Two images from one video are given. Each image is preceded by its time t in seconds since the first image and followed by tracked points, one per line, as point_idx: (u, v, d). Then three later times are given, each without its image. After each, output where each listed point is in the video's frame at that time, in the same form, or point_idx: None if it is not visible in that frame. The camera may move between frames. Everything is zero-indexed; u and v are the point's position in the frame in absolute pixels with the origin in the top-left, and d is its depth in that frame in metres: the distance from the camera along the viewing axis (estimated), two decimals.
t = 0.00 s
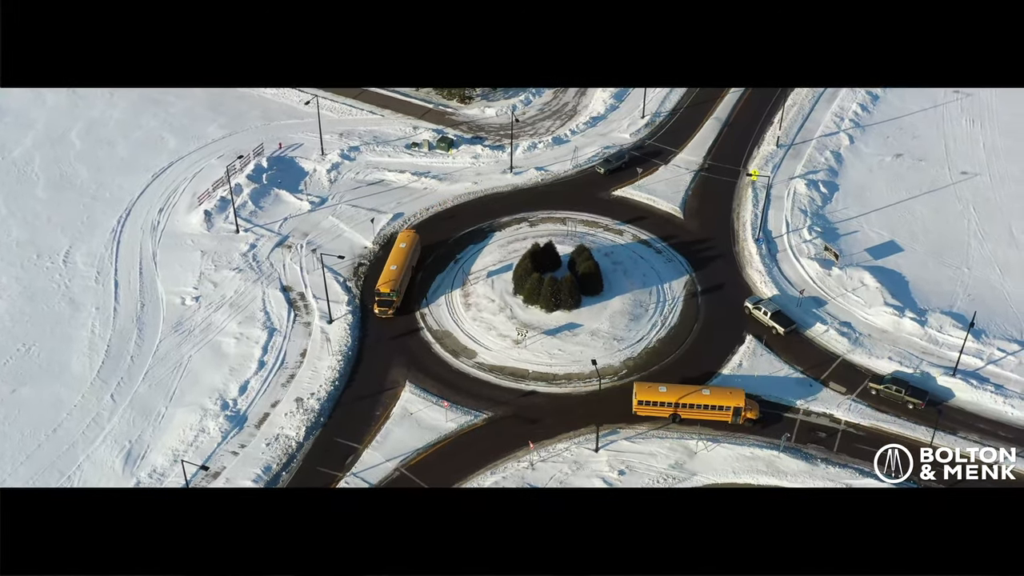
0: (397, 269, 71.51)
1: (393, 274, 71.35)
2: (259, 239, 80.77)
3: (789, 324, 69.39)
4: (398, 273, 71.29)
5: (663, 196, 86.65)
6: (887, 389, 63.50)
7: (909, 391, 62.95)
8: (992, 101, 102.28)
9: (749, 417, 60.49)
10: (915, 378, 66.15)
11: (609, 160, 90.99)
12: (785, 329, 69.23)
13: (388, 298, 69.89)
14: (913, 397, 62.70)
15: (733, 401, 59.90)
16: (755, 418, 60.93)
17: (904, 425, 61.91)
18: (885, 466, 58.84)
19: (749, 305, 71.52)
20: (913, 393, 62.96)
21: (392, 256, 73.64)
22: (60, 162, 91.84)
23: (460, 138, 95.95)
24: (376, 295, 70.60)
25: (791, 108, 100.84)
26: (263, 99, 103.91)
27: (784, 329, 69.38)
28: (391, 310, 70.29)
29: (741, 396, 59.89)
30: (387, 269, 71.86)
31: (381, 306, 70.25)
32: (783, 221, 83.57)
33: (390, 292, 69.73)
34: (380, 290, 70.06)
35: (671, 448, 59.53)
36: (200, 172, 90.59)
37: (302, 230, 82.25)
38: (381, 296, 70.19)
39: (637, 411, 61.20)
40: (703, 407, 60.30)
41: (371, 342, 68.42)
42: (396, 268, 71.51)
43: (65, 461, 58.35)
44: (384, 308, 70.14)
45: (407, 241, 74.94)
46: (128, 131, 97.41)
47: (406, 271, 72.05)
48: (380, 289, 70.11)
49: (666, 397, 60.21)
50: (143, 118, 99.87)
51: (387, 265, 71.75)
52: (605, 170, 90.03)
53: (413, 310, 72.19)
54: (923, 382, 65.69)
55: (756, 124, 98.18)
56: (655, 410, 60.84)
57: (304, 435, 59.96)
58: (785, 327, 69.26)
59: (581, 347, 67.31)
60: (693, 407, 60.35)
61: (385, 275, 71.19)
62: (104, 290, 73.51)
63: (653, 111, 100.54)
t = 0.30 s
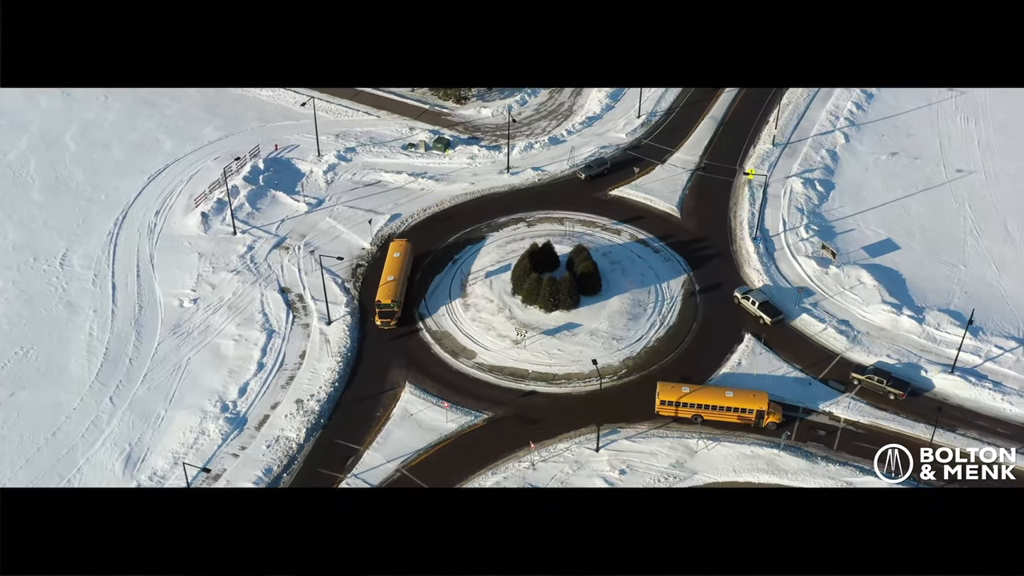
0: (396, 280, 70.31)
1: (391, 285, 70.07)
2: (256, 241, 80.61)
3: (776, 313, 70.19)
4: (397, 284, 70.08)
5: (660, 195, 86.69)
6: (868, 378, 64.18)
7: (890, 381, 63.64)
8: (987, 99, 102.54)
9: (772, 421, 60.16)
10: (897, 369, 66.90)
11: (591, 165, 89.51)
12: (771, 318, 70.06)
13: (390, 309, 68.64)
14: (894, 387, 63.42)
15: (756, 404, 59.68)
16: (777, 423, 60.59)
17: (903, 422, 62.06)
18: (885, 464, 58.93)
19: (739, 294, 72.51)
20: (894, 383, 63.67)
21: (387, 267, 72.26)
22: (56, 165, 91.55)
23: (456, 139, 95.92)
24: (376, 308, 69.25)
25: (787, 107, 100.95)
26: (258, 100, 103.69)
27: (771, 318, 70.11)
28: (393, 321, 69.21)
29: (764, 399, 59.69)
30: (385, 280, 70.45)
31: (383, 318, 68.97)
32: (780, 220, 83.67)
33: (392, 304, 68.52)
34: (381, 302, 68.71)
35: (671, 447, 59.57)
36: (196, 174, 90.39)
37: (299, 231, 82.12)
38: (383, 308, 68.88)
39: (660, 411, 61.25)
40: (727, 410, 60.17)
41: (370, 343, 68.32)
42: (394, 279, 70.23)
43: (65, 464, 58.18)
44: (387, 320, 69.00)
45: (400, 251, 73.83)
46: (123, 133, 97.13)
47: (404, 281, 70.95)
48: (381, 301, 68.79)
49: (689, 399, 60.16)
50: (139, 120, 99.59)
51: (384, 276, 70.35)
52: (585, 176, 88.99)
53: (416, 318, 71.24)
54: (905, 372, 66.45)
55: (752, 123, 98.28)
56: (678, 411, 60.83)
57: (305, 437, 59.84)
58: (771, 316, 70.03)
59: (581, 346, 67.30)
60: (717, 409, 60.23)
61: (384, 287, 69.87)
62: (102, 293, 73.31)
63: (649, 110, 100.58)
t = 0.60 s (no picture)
0: (395, 289, 69.24)
1: (391, 294, 69.00)
2: (254, 242, 80.48)
3: (763, 304, 70.98)
4: (397, 293, 69.12)
5: (657, 195, 86.72)
6: (851, 369, 64.66)
7: (874, 372, 64.15)
8: (981, 97, 102.84)
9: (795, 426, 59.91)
10: (886, 362, 67.40)
11: (571, 170, 88.82)
12: (759, 308, 70.86)
13: (393, 319, 67.40)
14: (877, 378, 63.90)
15: (780, 408, 59.29)
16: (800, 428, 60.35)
17: (902, 420, 62.19)
18: (885, 462, 59.03)
19: (728, 285, 73.53)
20: (877, 374, 64.17)
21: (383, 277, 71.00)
22: (52, 167, 91.29)
23: (453, 139, 95.91)
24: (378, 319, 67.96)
25: (782, 105, 101.06)
26: (254, 102, 103.50)
27: (759, 308, 70.92)
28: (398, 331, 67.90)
29: (789, 403, 59.20)
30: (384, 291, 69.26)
31: (386, 329, 67.45)
32: (777, 219, 83.76)
33: (395, 313, 67.29)
34: (383, 312, 67.42)
35: (672, 446, 59.59)
36: (193, 176, 90.21)
37: (297, 232, 81.99)
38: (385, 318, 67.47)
39: (683, 411, 60.96)
40: (750, 413, 59.85)
41: (369, 344, 68.20)
42: (392, 289, 69.09)
43: (65, 467, 58.02)
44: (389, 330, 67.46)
45: (396, 260, 72.70)
46: (119, 135, 96.88)
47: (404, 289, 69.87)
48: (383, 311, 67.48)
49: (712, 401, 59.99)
50: (134, 122, 99.35)
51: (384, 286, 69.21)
52: (567, 181, 88.22)
53: (419, 329, 70.07)
54: (887, 364, 67.16)
55: (748, 122, 98.41)
56: (701, 412, 60.66)
57: (305, 438, 59.74)
58: (759, 307, 70.82)
59: (580, 346, 67.29)
60: (741, 412, 59.94)
61: (385, 297, 68.65)
62: (100, 295, 73.13)
63: (645, 110, 100.64)
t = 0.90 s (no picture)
0: (396, 300, 68.93)
1: (393, 306, 68.63)
2: (251, 244, 80.34)
3: (750, 293, 72.24)
4: (398, 303, 68.90)
5: (654, 195, 86.78)
6: (835, 360, 65.57)
7: (857, 363, 64.92)
8: (975, 95, 103.17)
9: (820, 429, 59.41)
10: (885, 361, 67.45)
11: (551, 176, 88.06)
12: (746, 298, 72.11)
13: (398, 329, 66.89)
14: (860, 369, 64.68)
15: (805, 412, 58.74)
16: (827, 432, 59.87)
17: (901, 418, 62.38)
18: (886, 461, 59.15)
19: (717, 274, 74.60)
20: (860, 366, 64.96)
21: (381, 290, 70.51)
22: (47, 170, 90.98)
23: (449, 140, 95.91)
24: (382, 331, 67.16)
25: (778, 105, 101.19)
26: (250, 103, 103.28)
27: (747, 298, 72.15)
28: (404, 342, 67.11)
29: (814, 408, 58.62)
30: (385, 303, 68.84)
31: (391, 340, 66.59)
32: (774, 218, 83.85)
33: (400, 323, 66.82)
34: (387, 322, 66.90)
35: (672, 446, 59.63)
36: (189, 178, 90.00)
37: (294, 234, 81.84)
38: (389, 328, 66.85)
39: (706, 412, 61.00)
40: (774, 416, 59.48)
41: (368, 345, 68.09)
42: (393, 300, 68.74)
43: (65, 471, 57.82)
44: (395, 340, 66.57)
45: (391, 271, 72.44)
46: (114, 138, 96.61)
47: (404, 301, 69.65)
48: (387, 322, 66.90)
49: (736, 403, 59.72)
50: (129, 124, 99.09)
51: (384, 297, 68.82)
52: (547, 186, 87.63)
53: (424, 339, 69.07)
54: (871, 355, 67.85)
55: (744, 122, 98.54)
56: (726, 413, 60.50)
57: (306, 440, 59.63)
58: (747, 296, 72.08)
59: (579, 347, 67.30)
60: (765, 414, 59.60)
61: (386, 309, 68.16)
62: (97, 298, 72.89)
63: (641, 110, 100.70)
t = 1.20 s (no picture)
0: (399, 310, 67.82)
1: (397, 316, 67.53)
2: (249, 246, 80.19)
3: (739, 282, 73.42)
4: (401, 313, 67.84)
5: (652, 194, 86.81)
6: (819, 350, 66.56)
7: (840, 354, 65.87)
8: (969, 93, 103.43)
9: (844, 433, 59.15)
10: (883, 358, 67.59)
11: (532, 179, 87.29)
12: (735, 287, 73.28)
13: (405, 339, 65.85)
14: (843, 359, 65.62)
15: (830, 415, 58.50)
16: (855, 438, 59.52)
17: (900, 416, 62.55)
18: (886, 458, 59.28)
19: (706, 264, 75.83)
20: (844, 356, 65.89)
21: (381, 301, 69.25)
22: (42, 172, 90.67)
23: (446, 140, 95.87)
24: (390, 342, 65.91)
25: (773, 103, 101.33)
26: (246, 105, 103.11)
27: (735, 287, 73.34)
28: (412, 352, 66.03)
29: (840, 411, 58.34)
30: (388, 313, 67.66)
31: (399, 351, 65.44)
32: (771, 217, 83.94)
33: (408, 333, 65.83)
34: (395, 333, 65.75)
35: (673, 445, 59.65)
36: (185, 179, 89.77)
37: (292, 235, 81.70)
38: (396, 339, 65.72)
39: (731, 413, 60.83)
40: (800, 418, 59.17)
41: (367, 346, 67.98)
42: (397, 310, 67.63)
43: (65, 474, 57.62)
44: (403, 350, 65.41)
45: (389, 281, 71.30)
46: (110, 140, 96.31)
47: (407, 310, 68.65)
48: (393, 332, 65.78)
49: (762, 405, 59.49)
50: (125, 126, 98.80)
51: (387, 307, 67.66)
52: (527, 191, 86.70)
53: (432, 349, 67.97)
54: (854, 344, 68.94)
55: (740, 120, 98.66)
56: (750, 415, 60.37)
57: (306, 441, 59.52)
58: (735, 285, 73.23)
59: (579, 346, 67.29)
60: (790, 416, 59.31)
61: (391, 320, 66.96)
62: (95, 300, 72.64)
63: (637, 109, 100.78)
